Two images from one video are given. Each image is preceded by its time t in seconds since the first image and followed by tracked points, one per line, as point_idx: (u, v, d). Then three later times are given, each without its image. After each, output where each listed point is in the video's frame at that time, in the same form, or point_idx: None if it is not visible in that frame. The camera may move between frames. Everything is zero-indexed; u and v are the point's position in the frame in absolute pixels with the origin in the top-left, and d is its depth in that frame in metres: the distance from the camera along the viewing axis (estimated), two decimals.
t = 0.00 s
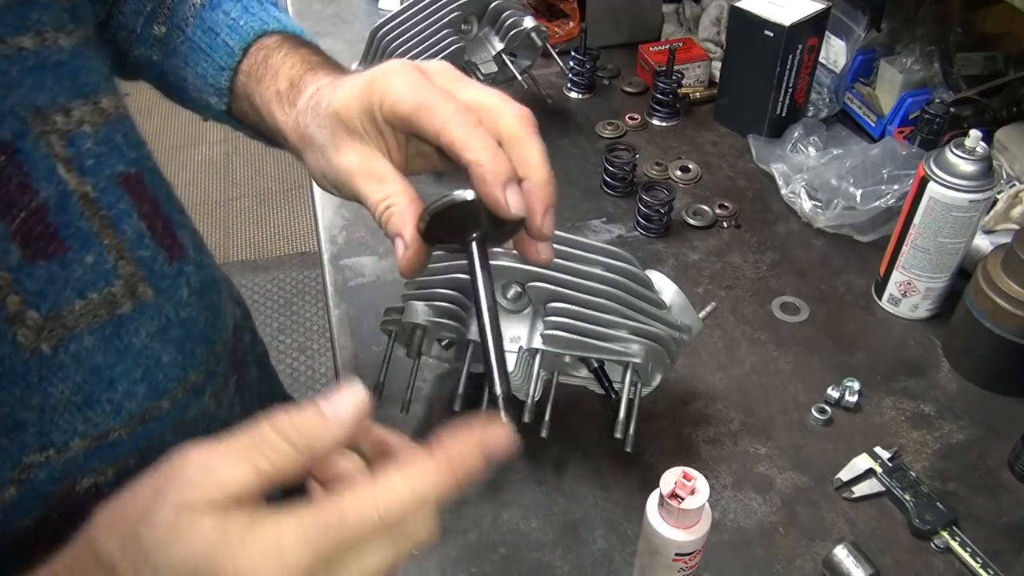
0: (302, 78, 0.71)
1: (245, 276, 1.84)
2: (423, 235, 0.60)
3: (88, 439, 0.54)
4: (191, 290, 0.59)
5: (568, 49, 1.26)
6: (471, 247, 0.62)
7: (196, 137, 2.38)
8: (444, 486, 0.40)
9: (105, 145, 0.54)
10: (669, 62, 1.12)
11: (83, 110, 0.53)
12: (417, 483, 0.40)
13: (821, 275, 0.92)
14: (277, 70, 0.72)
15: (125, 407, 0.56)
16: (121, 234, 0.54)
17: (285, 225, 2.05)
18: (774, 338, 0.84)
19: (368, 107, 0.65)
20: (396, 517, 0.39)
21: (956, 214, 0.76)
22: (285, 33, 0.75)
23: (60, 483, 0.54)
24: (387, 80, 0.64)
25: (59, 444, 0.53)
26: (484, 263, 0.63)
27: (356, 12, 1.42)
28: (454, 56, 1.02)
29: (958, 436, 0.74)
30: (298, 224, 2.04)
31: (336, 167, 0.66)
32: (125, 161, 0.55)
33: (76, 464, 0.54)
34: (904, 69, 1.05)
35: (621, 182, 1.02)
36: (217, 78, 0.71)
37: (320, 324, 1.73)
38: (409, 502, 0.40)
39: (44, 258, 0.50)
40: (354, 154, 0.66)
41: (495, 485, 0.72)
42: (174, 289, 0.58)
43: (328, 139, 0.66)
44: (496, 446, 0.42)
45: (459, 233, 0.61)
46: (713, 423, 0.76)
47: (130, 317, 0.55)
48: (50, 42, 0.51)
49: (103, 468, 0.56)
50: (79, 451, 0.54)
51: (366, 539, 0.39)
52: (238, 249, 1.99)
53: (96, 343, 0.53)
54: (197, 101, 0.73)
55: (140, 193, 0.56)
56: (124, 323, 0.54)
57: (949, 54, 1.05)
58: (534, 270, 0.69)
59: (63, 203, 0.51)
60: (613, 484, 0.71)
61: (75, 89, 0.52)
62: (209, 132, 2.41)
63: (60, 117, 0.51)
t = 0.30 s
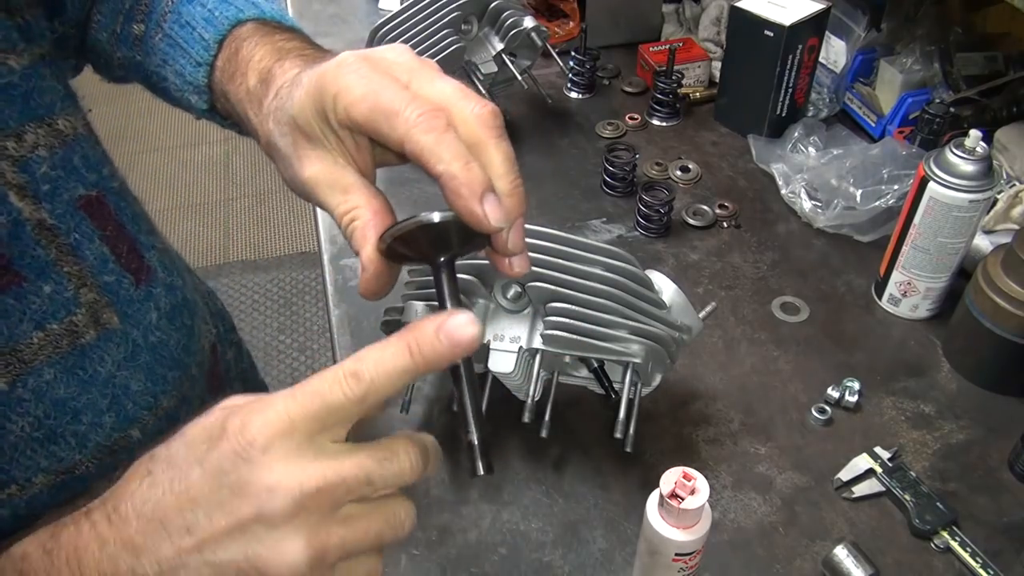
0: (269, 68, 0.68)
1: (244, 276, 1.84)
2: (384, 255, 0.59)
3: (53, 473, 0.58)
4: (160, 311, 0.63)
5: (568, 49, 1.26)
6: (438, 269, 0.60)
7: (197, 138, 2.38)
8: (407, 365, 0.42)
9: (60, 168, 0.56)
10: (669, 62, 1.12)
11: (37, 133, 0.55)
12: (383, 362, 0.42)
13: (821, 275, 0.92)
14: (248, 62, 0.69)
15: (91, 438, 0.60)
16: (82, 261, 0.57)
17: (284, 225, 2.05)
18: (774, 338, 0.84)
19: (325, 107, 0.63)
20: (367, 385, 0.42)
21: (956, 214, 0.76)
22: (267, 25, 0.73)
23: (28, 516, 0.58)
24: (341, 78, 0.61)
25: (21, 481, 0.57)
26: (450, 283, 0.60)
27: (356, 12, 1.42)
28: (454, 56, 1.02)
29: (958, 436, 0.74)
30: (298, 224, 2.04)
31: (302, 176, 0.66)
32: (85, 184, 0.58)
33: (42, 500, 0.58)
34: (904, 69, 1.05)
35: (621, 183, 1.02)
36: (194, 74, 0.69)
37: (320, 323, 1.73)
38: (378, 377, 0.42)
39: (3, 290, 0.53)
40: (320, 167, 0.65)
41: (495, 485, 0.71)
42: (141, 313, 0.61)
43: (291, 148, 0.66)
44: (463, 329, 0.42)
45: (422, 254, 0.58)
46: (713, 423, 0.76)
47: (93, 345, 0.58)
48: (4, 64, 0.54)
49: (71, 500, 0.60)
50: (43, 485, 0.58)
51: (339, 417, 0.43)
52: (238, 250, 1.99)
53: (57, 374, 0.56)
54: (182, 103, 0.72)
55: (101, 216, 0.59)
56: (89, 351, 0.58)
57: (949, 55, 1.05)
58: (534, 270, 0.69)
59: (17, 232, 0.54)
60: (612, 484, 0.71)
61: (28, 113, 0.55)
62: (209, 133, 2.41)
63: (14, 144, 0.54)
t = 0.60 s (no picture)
0: (256, 78, 0.69)
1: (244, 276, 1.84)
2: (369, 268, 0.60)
3: (37, 472, 0.58)
4: (150, 310, 0.62)
5: (568, 49, 1.26)
6: (422, 283, 0.61)
7: (197, 138, 2.38)
8: (391, 467, 0.37)
9: (48, 167, 0.56)
10: (669, 62, 1.12)
11: (24, 132, 0.55)
12: (365, 458, 0.37)
13: (821, 275, 0.92)
14: (236, 70, 0.70)
15: (78, 436, 0.59)
16: (70, 259, 0.56)
17: (285, 225, 2.05)
18: (774, 338, 0.84)
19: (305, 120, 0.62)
20: (339, 478, 0.36)
21: (956, 214, 0.76)
22: (256, 32, 0.73)
23: (13, 514, 0.58)
24: (319, 91, 0.61)
25: (7, 478, 0.56)
26: (435, 295, 0.60)
27: (356, 12, 1.42)
28: (454, 56, 1.02)
29: (958, 436, 0.74)
30: (298, 224, 2.04)
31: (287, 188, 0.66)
32: (74, 182, 0.58)
33: (25, 497, 0.58)
34: (904, 69, 1.05)
35: (621, 183, 1.02)
36: (183, 81, 0.69)
37: (320, 323, 1.73)
38: (354, 473, 0.37)
39: None
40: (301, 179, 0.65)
41: (495, 485, 0.72)
42: (130, 311, 0.61)
43: (275, 160, 0.66)
44: (455, 439, 0.39)
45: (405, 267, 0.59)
46: (713, 423, 0.76)
47: (81, 343, 0.57)
48: None
49: (56, 499, 0.60)
50: (28, 484, 0.58)
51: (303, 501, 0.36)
52: (238, 250, 1.99)
53: (42, 371, 0.56)
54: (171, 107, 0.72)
55: (90, 215, 0.58)
56: (76, 349, 0.57)
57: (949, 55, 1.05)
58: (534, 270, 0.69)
59: (3, 229, 0.53)
60: (612, 484, 0.71)
61: (14, 112, 0.54)
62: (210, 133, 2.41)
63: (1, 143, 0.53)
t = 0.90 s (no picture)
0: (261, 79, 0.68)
1: (244, 276, 1.84)
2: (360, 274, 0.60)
3: (34, 456, 0.57)
4: (150, 300, 0.62)
5: (568, 49, 1.26)
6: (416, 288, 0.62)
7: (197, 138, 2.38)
8: (392, 403, 0.37)
9: (51, 156, 0.56)
10: (669, 62, 1.12)
11: (30, 121, 0.55)
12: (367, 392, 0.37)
13: (821, 275, 0.92)
14: (240, 79, 0.69)
15: (75, 423, 0.59)
16: (71, 247, 0.56)
17: (285, 225, 2.05)
18: (774, 338, 0.84)
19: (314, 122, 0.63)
20: (346, 415, 0.37)
21: (956, 214, 0.76)
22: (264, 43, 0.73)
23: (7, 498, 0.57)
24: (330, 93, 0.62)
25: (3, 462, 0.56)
26: (428, 300, 0.62)
27: (356, 12, 1.42)
28: (454, 57, 1.02)
29: (958, 436, 0.74)
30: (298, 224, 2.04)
31: (284, 188, 0.64)
32: (78, 171, 0.58)
33: (21, 481, 0.57)
34: (904, 69, 1.05)
35: (621, 182, 1.02)
36: (186, 86, 0.69)
37: (320, 323, 1.73)
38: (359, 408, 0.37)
39: None
40: (302, 177, 0.64)
41: (495, 485, 0.72)
42: (131, 301, 0.61)
43: (274, 160, 0.65)
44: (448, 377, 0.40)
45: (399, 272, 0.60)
46: (713, 424, 0.76)
47: (81, 330, 0.57)
48: None
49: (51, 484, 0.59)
50: (23, 468, 0.57)
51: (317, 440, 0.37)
52: (238, 250, 1.99)
53: (40, 358, 0.55)
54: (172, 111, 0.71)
55: (94, 204, 0.59)
56: (76, 336, 0.57)
57: (949, 55, 1.05)
58: (534, 270, 0.69)
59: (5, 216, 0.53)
60: (612, 484, 0.71)
61: (21, 101, 0.54)
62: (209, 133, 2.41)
63: (5, 131, 0.53)
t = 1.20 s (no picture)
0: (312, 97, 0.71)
1: (244, 276, 1.84)
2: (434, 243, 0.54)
3: (35, 435, 0.57)
4: (154, 286, 0.62)
5: (568, 49, 1.26)
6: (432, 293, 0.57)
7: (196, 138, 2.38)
8: (371, 400, 0.41)
9: (60, 142, 0.56)
10: (669, 62, 1.12)
11: (41, 107, 0.55)
12: (352, 393, 0.41)
13: (821, 275, 0.92)
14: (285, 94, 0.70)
15: (77, 404, 0.58)
16: (78, 231, 0.56)
17: (285, 225, 2.05)
18: (774, 338, 0.84)
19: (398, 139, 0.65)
20: (328, 414, 0.41)
21: (956, 214, 0.76)
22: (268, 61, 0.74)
23: (7, 476, 0.57)
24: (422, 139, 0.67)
25: (5, 439, 0.56)
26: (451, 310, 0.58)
27: (356, 12, 1.42)
28: (454, 56, 1.02)
29: (958, 436, 0.74)
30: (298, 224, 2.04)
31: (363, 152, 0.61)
32: (87, 158, 0.57)
33: (21, 459, 0.57)
34: (904, 69, 1.05)
35: (621, 182, 1.02)
36: (186, 83, 0.68)
37: (320, 323, 1.73)
38: (344, 409, 0.41)
39: None
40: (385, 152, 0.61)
41: (495, 485, 0.71)
42: (135, 287, 0.60)
43: (354, 138, 0.62)
44: (439, 373, 0.42)
45: (420, 275, 0.56)
46: (713, 424, 0.76)
47: (84, 313, 0.57)
48: (10, 38, 0.53)
49: (52, 464, 0.59)
50: (24, 446, 0.57)
51: (305, 442, 0.41)
52: (239, 250, 1.99)
53: (43, 338, 0.55)
54: (158, 107, 0.69)
55: (101, 190, 0.58)
56: (79, 319, 0.57)
57: (949, 55, 1.05)
58: (534, 270, 0.69)
59: (12, 198, 0.53)
60: (612, 484, 0.71)
61: (34, 87, 0.54)
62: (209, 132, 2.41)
63: (15, 116, 0.53)
